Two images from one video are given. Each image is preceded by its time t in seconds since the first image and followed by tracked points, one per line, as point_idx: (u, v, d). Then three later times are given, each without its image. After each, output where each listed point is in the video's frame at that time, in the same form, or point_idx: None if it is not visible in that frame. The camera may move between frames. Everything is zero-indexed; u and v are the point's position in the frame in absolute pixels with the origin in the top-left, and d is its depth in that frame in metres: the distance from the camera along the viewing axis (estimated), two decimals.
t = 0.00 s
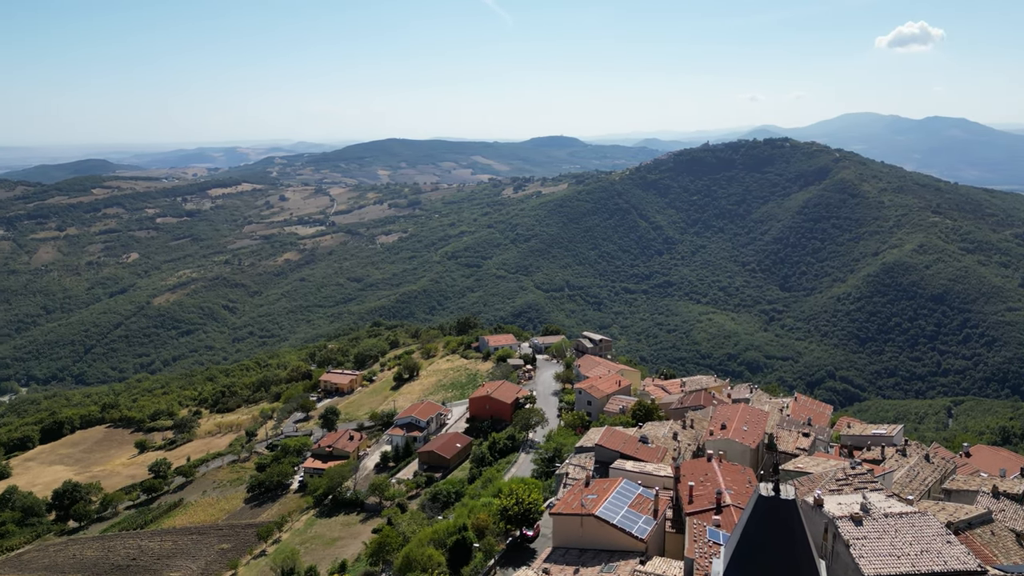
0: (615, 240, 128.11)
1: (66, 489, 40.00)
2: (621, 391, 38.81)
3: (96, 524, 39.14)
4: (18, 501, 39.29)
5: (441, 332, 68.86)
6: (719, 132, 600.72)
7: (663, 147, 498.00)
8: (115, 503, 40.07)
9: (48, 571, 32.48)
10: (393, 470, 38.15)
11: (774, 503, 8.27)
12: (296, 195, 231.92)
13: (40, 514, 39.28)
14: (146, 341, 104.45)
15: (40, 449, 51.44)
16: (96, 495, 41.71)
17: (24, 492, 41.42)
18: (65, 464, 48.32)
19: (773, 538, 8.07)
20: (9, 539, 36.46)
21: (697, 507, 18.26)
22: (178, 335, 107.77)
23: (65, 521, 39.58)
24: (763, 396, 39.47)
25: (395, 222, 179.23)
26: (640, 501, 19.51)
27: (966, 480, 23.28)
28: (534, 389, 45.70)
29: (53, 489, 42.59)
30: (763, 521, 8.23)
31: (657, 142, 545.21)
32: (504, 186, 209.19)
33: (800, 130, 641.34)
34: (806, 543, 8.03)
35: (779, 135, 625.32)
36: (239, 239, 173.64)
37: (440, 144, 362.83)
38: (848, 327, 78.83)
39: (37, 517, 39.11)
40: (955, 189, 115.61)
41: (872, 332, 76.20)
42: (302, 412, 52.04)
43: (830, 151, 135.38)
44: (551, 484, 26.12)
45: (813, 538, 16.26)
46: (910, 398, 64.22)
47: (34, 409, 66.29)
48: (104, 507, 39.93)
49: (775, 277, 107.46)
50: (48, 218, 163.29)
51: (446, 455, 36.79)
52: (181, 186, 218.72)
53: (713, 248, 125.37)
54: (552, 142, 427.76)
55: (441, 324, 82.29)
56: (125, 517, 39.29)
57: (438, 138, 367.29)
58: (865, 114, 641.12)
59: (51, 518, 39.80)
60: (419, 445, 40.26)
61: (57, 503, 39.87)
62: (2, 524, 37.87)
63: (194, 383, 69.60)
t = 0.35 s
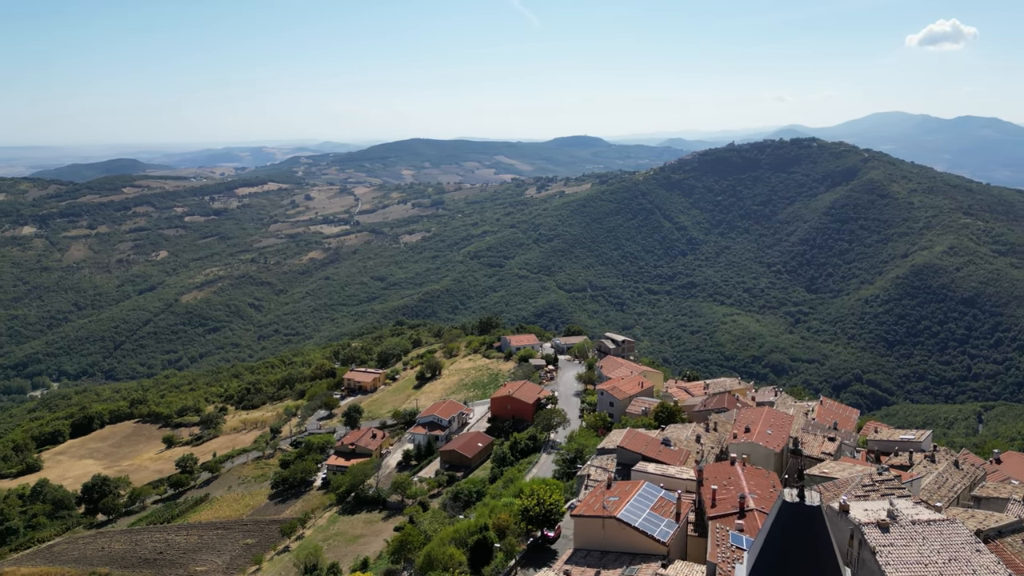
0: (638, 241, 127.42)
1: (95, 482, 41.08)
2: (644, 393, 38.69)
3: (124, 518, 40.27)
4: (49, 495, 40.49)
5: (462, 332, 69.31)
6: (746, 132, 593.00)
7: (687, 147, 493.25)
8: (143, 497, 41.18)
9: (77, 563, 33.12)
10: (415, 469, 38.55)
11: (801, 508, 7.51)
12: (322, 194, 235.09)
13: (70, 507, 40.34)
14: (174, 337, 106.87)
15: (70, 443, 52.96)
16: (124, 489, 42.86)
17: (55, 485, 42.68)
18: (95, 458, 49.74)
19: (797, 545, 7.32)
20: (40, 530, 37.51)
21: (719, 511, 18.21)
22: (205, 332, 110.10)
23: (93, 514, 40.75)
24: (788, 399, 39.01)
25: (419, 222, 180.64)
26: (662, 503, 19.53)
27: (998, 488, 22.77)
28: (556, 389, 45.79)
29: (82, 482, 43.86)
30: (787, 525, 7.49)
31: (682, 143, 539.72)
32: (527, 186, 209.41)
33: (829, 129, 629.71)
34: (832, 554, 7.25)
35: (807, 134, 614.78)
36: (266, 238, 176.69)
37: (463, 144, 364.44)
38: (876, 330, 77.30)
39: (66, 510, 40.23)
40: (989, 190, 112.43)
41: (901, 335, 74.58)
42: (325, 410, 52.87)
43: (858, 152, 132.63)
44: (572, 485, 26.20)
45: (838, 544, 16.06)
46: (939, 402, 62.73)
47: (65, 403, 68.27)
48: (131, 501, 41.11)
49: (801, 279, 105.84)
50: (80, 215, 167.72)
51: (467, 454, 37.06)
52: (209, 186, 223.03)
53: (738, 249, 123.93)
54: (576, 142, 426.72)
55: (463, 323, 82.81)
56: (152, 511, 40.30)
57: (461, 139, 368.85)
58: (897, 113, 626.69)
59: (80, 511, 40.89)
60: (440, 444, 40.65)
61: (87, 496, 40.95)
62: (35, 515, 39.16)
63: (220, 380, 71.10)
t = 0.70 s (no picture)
0: (663, 241, 126.56)
1: (125, 476, 42.35)
2: (668, 395, 38.54)
3: (153, 511, 41.44)
4: (81, 488, 41.87)
5: (486, 331, 69.66)
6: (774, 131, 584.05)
7: (712, 147, 487.11)
8: (171, 492, 42.37)
9: (108, 555, 34.11)
10: (438, 467, 38.96)
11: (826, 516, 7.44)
12: (348, 194, 238.18)
13: (100, 500, 41.62)
14: (202, 334, 109.39)
15: (101, 437, 54.63)
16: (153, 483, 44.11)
17: (87, 478, 44.11)
18: (125, 452, 51.25)
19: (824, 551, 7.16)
20: (71, 523, 38.75)
21: (744, 515, 18.20)
22: (232, 330, 112.49)
23: (123, 508, 41.99)
24: (816, 402, 38.46)
25: (443, 222, 181.93)
26: (686, 507, 19.55)
27: None
28: (579, 390, 45.87)
29: (113, 476, 45.25)
30: (813, 531, 7.35)
31: (708, 143, 533.31)
32: (552, 185, 209.33)
33: (861, 129, 616.58)
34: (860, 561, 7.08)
35: (838, 133, 602.40)
36: (293, 237, 179.59)
37: (488, 144, 365.69)
38: (907, 333, 75.61)
39: (97, 503, 41.51)
40: None
41: (932, 339, 72.79)
42: (350, 407, 53.72)
43: (889, 152, 129.60)
44: (595, 487, 26.38)
45: (866, 551, 15.81)
46: (972, 408, 61.05)
47: (97, 398, 70.40)
48: (160, 495, 42.29)
49: (830, 281, 103.94)
50: (113, 214, 172.23)
51: (490, 454, 37.33)
52: (238, 185, 227.40)
53: (764, 250, 122.20)
54: (601, 141, 424.93)
55: (486, 323, 83.28)
56: (180, 506, 41.41)
57: (486, 138, 369.80)
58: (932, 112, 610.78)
59: (111, 504, 42.16)
60: (463, 443, 41.05)
61: (117, 489, 42.22)
62: (67, 508, 40.49)
63: (247, 376, 72.57)
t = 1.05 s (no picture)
0: (686, 241, 125.61)
1: (153, 471, 43.48)
2: (690, 397, 38.37)
3: (179, 506, 42.53)
4: (110, 482, 43.12)
5: (507, 331, 69.89)
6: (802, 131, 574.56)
7: (738, 146, 481.29)
8: (197, 487, 43.45)
9: (135, 548, 35.05)
10: (460, 467, 39.35)
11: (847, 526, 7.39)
12: (372, 194, 240.80)
13: (128, 494, 42.90)
14: (229, 332, 111.70)
15: (130, 432, 56.17)
16: (180, 478, 45.30)
17: (115, 473, 45.38)
18: (153, 448, 52.63)
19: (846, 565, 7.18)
20: (100, 516, 39.95)
21: (768, 520, 18.13)
22: (258, 327, 114.68)
23: (150, 502, 42.96)
24: (842, 406, 37.96)
25: (466, 221, 182.87)
26: (708, 511, 19.53)
27: None
28: (601, 391, 45.89)
29: (141, 471, 46.49)
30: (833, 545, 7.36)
31: (734, 142, 526.68)
32: (575, 185, 209.00)
33: (892, 128, 603.21)
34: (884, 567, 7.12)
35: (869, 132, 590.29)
36: (318, 236, 182.17)
37: (511, 144, 366.30)
38: (937, 337, 73.91)
39: (125, 497, 42.72)
40: None
41: (964, 343, 70.98)
42: (373, 405, 54.50)
43: (920, 152, 126.75)
44: (616, 489, 26.46)
45: (893, 559, 15.66)
46: (1004, 414, 59.47)
47: (126, 393, 72.31)
48: (186, 490, 43.37)
49: (857, 283, 102.01)
50: (143, 212, 176.49)
51: (511, 453, 37.59)
52: (264, 185, 231.30)
53: (790, 252, 120.43)
54: (625, 141, 422.60)
55: (508, 323, 83.58)
56: (206, 501, 42.38)
57: (510, 138, 370.32)
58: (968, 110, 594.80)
59: (138, 498, 43.32)
60: (485, 443, 41.37)
61: (145, 483, 43.38)
62: (97, 501, 41.74)
63: (272, 374, 73.96)
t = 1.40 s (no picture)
0: (712, 242, 124.33)
1: (181, 466, 44.78)
2: (715, 400, 38.15)
3: (206, 500, 43.68)
4: (139, 476, 44.43)
5: (531, 331, 70.09)
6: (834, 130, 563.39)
7: (767, 146, 474.13)
8: (224, 482, 44.57)
9: (163, 541, 36.19)
10: (482, 466, 39.69)
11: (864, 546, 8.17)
12: (397, 193, 243.08)
13: (157, 488, 44.18)
14: (255, 329, 113.95)
15: (159, 427, 57.74)
16: (207, 473, 46.51)
17: (144, 467, 46.76)
18: (182, 443, 54.05)
19: None
20: (130, 509, 41.26)
21: (793, 526, 18.10)
22: (284, 325, 116.77)
23: (178, 496, 44.34)
24: (871, 411, 37.33)
25: (490, 221, 183.50)
26: (733, 515, 19.56)
27: None
28: (625, 392, 45.83)
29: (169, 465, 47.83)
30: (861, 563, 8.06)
31: (763, 142, 518.76)
32: (600, 185, 208.21)
33: (928, 126, 587.91)
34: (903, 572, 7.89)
35: (903, 131, 576.10)
36: (344, 235, 184.52)
37: (536, 144, 366.17)
38: (970, 341, 71.95)
39: (154, 491, 43.96)
40: None
41: (999, 347, 68.98)
42: (397, 404, 55.23)
43: (953, 152, 123.57)
44: (640, 491, 26.52)
45: (922, 568, 15.42)
46: None
47: (156, 389, 74.27)
48: (214, 485, 44.53)
49: (887, 285, 99.79)
50: (173, 211, 180.81)
51: (534, 454, 37.83)
52: (292, 184, 235.06)
53: (819, 253, 118.32)
54: (651, 140, 419.22)
55: (532, 323, 83.74)
56: (232, 496, 43.46)
57: (534, 138, 370.40)
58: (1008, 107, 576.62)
59: (167, 492, 44.58)
60: (507, 443, 41.65)
61: (173, 478, 44.63)
62: (127, 495, 43.09)
63: (298, 371, 75.29)
